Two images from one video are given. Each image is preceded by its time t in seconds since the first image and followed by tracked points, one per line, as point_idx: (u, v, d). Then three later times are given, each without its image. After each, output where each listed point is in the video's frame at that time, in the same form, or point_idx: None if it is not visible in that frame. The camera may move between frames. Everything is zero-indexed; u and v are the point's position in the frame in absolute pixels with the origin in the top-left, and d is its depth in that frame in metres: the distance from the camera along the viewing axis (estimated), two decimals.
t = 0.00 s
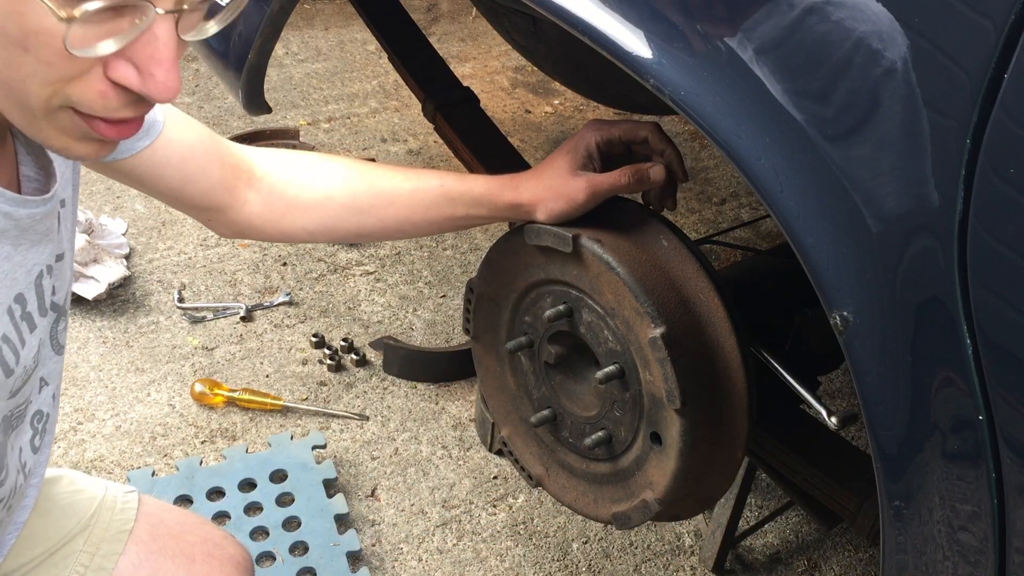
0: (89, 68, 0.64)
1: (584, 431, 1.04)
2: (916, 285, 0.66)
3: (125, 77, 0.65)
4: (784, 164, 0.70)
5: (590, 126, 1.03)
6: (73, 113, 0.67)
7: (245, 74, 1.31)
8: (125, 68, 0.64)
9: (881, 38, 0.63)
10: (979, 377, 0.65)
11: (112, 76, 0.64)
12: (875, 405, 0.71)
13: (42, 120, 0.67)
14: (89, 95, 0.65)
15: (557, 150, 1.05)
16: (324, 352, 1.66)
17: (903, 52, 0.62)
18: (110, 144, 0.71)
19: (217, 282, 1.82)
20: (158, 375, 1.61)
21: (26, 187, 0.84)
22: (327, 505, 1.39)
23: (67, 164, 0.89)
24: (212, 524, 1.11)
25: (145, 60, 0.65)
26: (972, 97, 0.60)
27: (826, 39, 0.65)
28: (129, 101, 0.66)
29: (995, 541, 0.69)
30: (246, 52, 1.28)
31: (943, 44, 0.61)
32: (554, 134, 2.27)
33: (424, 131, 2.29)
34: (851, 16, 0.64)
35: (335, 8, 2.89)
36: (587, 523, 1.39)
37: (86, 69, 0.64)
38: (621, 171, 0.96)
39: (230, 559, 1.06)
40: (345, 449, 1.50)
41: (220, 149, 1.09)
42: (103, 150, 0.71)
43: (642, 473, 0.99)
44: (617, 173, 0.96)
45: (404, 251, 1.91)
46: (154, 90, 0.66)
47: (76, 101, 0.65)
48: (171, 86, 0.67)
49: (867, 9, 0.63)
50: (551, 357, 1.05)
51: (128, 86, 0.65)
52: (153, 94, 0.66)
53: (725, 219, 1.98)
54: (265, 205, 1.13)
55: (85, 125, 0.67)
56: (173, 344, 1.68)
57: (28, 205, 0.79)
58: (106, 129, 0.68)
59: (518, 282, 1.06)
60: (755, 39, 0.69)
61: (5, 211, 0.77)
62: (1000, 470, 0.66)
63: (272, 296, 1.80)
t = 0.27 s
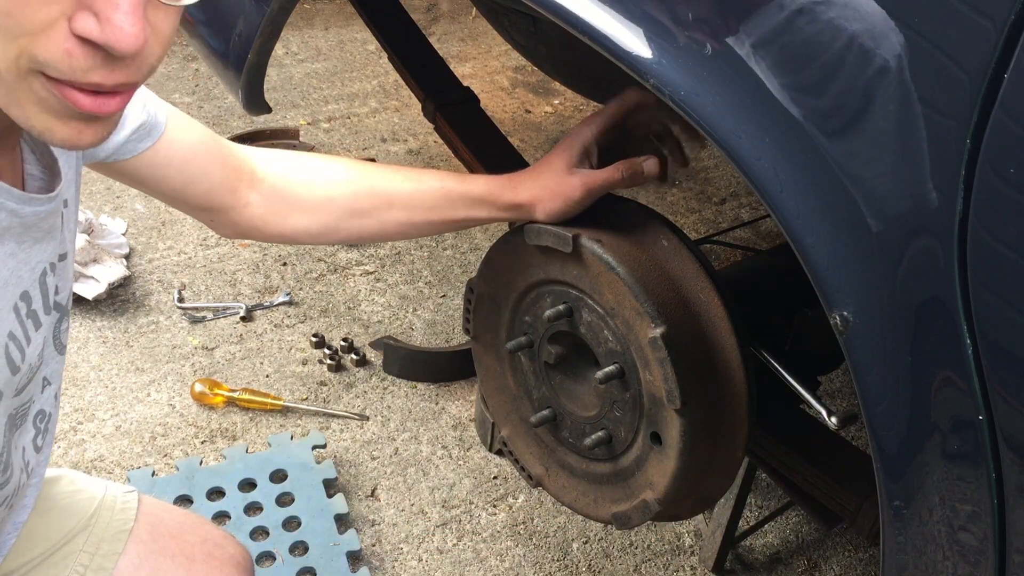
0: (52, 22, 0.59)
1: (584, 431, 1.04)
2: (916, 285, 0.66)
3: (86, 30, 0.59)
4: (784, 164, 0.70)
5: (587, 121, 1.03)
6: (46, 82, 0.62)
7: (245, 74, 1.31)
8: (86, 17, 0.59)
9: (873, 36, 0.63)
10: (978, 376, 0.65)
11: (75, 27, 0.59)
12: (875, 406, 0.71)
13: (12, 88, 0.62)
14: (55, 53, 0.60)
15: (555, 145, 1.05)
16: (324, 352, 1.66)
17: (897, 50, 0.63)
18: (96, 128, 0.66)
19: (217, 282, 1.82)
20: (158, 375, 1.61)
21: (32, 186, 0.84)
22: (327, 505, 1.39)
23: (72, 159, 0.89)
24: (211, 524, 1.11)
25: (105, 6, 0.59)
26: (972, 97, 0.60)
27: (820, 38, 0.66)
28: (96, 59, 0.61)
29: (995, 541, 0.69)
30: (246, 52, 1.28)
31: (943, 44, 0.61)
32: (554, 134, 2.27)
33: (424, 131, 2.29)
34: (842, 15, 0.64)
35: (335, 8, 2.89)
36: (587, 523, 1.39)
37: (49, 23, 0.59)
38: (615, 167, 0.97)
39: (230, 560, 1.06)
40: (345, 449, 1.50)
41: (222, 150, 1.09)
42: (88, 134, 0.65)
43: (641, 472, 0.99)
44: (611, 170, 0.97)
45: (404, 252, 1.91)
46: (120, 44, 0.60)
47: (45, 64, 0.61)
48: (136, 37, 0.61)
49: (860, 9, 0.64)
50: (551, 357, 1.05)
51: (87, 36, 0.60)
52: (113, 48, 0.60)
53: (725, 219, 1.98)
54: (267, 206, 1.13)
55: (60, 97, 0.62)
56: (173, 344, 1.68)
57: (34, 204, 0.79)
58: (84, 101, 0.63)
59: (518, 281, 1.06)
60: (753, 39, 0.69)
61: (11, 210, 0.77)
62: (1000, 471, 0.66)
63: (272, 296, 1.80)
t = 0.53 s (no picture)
0: (47, 5, 0.60)
1: (584, 431, 1.04)
2: (915, 285, 0.66)
3: (78, 9, 0.59)
4: (784, 165, 0.70)
5: (597, 129, 1.03)
6: (43, 70, 0.62)
7: (244, 74, 1.31)
8: None
9: (869, 37, 0.64)
10: (978, 377, 0.65)
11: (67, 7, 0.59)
12: (875, 405, 0.71)
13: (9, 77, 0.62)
14: (49, 36, 0.60)
15: (562, 150, 1.04)
16: (324, 352, 1.66)
17: (894, 50, 0.63)
18: (98, 120, 0.65)
19: (217, 282, 1.82)
20: (158, 375, 1.61)
21: (37, 185, 0.84)
22: (326, 504, 1.39)
23: (76, 159, 0.89)
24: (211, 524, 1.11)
25: None
26: (972, 97, 0.60)
27: (818, 39, 0.66)
28: (90, 40, 0.61)
29: (995, 541, 0.69)
30: (246, 52, 1.28)
31: (943, 44, 0.61)
32: (554, 134, 2.27)
33: (424, 131, 2.29)
34: (837, 15, 0.65)
35: (335, 8, 2.89)
36: (587, 523, 1.39)
37: (43, 6, 0.60)
38: (626, 173, 0.97)
39: (230, 559, 1.06)
40: (345, 449, 1.50)
41: (224, 152, 1.09)
42: (89, 127, 0.65)
43: (641, 473, 0.99)
44: (623, 176, 0.97)
45: (403, 252, 1.91)
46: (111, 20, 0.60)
47: (41, 50, 0.61)
48: (128, 16, 0.61)
49: (856, 9, 0.64)
50: (551, 357, 1.05)
51: (80, 16, 0.59)
52: (104, 26, 0.60)
53: (725, 219, 1.98)
54: (269, 208, 1.13)
55: (58, 85, 0.62)
56: (173, 344, 1.68)
57: (39, 204, 0.80)
58: (82, 89, 0.63)
59: (518, 281, 1.06)
60: (753, 40, 0.69)
61: (17, 209, 0.78)
62: (1000, 471, 0.66)
63: (272, 296, 1.80)
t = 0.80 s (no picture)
0: (47, 5, 0.60)
1: (584, 431, 1.04)
2: (915, 285, 0.66)
3: (78, 8, 0.59)
4: (784, 165, 0.70)
5: (592, 124, 1.04)
6: (45, 70, 0.62)
7: (244, 74, 1.31)
8: None
9: (867, 38, 0.64)
10: (978, 377, 0.65)
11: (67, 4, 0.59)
12: (875, 405, 0.71)
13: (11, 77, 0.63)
14: (50, 36, 0.60)
15: (558, 148, 1.05)
16: (324, 352, 1.66)
17: (892, 52, 0.63)
18: (100, 120, 0.65)
19: (217, 282, 1.82)
20: (158, 375, 1.62)
21: (38, 187, 0.84)
22: (326, 505, 1.39)
23: (78, 161, 0.89)
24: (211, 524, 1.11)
25: None
26: (971, 97, 0.60)
27: (817, 40, 0.66)
28: (90, 40, 0.61)
29: (995, 541, 0.69)
30: (246, 52, 1.28)
31: (943, 44, 0.61)
32: (553, 134, 2.27)
33: (424, 131, 2.29)
34: (835, 17, 0.65)
35: (335, 8, 2.89)
36: (587, 523, 1.39)
37: (44, 6, 0.60)
38: (625, 167, 0.98)
39: (230, 559, 1.06)
40: (345, 449, 1.50)
41: (225, 153, 1.09)
42: (92, 127, 0.65)
43: (641, 473, 0.99)
44: (622, 169, 0.97)
45: (403, 252, 1.91)
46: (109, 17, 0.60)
47: (43, 50, 0.61)
48: (128, 15, 0.61)
49: (854, 11, 0.64)
50: (551, 357, 1.05)
51: (79, 15, 0.59)
52: (103, 25, 0.60)
53: (725, 219, 1.98)
54: (269, 210, 1.13)
55: (60, 85, 0.63)
56: (173, 344, 1.68)
57: (38, 205, 0.80)
58: (83, 89, 0.63)
59: (518, 281, 1.06)
60: (752, 41, 0.69)
61: (16, 210, 0.78)
62: (1000, 471, 0.66)
63: (272, 296, 1.80)
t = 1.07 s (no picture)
0: (50, 7, 0.59)
1: (584, 431, 1.04)
2: (915, 286, 0.66)
3: (82, 10, 0.59)
4: (784, 165, 0.70)
5: (590, 122, 1.04)
6: (47, 72, 0.62)
7: (245, 74, 1.31)
8: None
9: (867, 40, 0.64)
10: (979, 377, 0.65)
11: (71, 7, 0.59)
12: (876, 405, 0.71)
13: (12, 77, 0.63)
14: (53, 38, 0.60)
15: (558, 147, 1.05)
16: (324, 352, 1.66)
17: (892, 53, 0.63)
18: (103, 121, 0.65)
19: (217, 282, 1.82)
20: (158, 375, 1.62)
21: (40, 189, 0.84)
22: (326, 505, 1.39)
23: (78, 161, 0.89)
24: (211, 524, 1.11)
25: None
26: (971, 97, 0.60)
27: (816, 40, 0.66)
28: (93, 43, 0.61)
29: (995, 541, 0.69)
30: (246, 52, 1.28)
31: (943, 44, 0.61)
32: (554, 134, 2.27)
33: (424, 131, 2.29)
34: (835, 18, 0.65)
35: (335, 8, 2.89)
36: (587, 523, 1.39)
37: (46, 8, 0.59)
38: (624, 165, 0.98)
39: (230, 559, 1.06)
40: (345, 449, 1.50)
41: (225, 154, 1.09)
42: (95, 129, 0.65)
43: (641, 472, 0.99)
44: (622, 167, 0.97)
45: (403, 251, 1.91)
46: (115, 19, 0.60)
47: (46, 51, 0.61)
48: (132, 17, 0.61)
49: (854, 12, 0.64)
50: (551, 357, 1.05)
51: (82, 17, 0.59)
52: (107, 28, 0.60)
53: (725, 220, 1.98)
54: (270, 210, 1.13)
55: (61, 87, 0.63)
56: (173, 344, 1.68)
57: (40, 206, 0.80)
58: (85, 91, 0.63)
59: (518, 280, 1.06)
60: (753, 41, 0.69)
61: (19, 212, 0.78)
62: (1000, 471, 0.66)
63: (272, 296, 1.80)
